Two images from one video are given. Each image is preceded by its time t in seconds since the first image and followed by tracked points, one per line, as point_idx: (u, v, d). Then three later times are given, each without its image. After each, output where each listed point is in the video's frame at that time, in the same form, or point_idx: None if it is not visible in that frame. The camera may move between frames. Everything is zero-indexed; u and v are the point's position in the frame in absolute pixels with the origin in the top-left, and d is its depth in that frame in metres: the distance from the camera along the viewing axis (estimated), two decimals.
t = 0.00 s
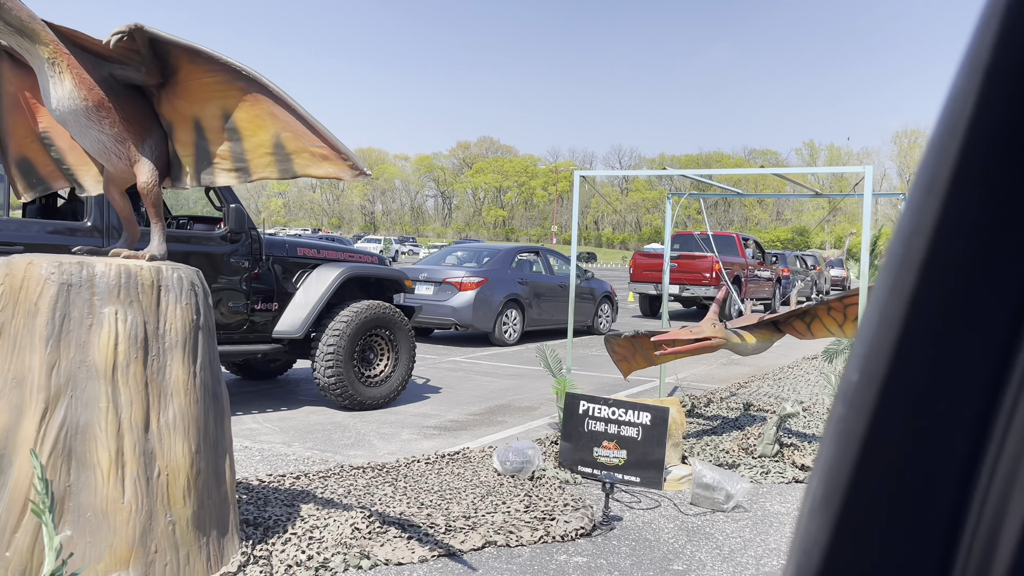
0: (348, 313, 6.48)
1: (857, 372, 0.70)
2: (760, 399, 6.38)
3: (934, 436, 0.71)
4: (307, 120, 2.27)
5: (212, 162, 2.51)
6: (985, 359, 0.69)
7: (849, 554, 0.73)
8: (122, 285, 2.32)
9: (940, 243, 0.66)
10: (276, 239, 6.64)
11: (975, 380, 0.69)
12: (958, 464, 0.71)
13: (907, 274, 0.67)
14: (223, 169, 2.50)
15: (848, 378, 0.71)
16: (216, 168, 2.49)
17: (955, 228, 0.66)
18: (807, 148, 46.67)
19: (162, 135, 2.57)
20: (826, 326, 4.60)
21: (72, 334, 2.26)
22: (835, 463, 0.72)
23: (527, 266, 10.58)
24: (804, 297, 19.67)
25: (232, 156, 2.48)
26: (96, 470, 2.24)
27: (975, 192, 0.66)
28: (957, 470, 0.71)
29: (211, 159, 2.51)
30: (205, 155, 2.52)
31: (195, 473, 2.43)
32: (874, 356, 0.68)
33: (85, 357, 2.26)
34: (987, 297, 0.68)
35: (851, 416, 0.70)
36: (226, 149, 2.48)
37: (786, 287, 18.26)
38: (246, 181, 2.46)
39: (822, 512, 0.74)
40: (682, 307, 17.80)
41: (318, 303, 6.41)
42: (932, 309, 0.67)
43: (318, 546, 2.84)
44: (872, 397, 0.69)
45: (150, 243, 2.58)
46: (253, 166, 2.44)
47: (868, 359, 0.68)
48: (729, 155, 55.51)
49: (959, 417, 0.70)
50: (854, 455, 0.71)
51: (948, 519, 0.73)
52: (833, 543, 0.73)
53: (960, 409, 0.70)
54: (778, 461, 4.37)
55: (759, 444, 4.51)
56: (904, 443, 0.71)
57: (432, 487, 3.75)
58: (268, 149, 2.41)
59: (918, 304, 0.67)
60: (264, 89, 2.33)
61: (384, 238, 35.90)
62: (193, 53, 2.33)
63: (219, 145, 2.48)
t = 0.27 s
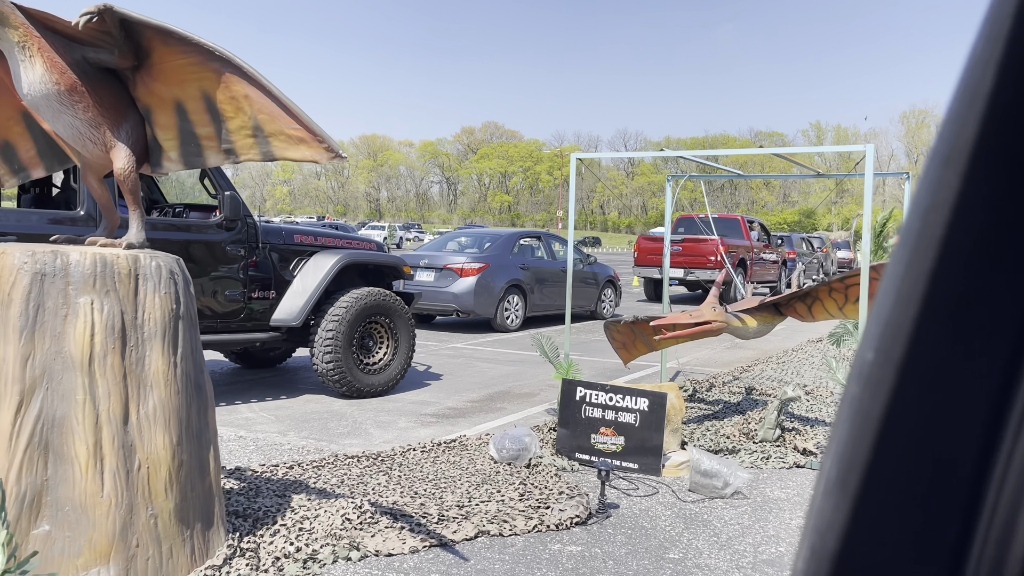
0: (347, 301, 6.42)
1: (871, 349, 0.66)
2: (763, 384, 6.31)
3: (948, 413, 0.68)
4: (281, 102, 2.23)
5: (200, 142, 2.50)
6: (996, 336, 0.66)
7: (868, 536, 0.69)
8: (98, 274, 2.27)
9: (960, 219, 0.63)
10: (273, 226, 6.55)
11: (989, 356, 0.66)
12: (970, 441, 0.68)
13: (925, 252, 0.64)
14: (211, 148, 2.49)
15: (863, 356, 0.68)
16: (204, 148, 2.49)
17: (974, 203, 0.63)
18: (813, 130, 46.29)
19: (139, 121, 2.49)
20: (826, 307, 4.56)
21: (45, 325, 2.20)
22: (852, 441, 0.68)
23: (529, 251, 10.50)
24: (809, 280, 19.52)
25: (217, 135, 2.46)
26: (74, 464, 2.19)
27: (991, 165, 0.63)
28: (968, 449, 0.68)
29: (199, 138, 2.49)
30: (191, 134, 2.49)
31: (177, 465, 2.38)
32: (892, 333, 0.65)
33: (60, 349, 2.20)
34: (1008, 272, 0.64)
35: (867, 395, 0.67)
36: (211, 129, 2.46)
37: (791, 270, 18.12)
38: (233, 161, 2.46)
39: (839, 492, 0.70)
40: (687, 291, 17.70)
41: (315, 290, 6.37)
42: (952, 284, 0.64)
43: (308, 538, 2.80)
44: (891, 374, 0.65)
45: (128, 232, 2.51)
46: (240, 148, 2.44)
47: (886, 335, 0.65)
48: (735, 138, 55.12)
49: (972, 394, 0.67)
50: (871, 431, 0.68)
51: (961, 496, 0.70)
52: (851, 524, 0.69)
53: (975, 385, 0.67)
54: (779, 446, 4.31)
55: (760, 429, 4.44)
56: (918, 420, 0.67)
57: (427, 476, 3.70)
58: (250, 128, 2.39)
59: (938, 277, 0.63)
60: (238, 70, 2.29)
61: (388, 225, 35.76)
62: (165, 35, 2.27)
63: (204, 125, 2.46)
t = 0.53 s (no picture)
0: (345, 291, 6.38)
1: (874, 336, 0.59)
2: (764, 374, 6.26)
3: (951, 407, 0.60)
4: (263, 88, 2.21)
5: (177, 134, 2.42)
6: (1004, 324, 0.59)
7: (866, 537, 0.62)
8: (80, 265, 2.23)
9: (964, 204, 0.56)
10: (271, 216, 6.49)
11: (995, 347, 0.59)
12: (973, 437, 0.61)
13: (929, 238, 0.56)
14: (188, 140, 2.40)
15: (862, 345, 0.60)
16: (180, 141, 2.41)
17: (983, 178, 0.55)
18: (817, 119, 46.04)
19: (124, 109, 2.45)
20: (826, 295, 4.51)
21: (27, 316, 2.16)
22: (852, 435, 0.60)
23: (530, 240, 10.45)
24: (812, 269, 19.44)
25: (196, 127, 2.39)
26: (57, 457, 2.16)
27: (1002, 135, 0.56)
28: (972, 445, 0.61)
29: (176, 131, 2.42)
30: (170, 126, 2.42)
31: (163, 458, 2.35)
32: (894, 320, 0.57)
33: (42, 340, 2.17)
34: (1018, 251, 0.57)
35: (870, 387, 0.59)
36: (190, 120, 2.39)
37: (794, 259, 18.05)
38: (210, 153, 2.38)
39: (838, 485, 0.62)
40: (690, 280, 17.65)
41: (313, 280, 6.36)
42: (959, 265, 0.57)
43: (298, 530, 2.77)
44: (893, 365, 0.58)
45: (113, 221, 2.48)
46: (217, 139, 2.36)
47: (888, 322, 0.58)
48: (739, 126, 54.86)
49: (976, 387, 0.60)
50: (872, 427, 0.60)
51: (962, 497, 0.62)
52: (852, 518, 0.62)
53: (980, 378, 0.60)
54: (778, 437, 4.27)
55: (759, 419, 4.40)
56: (920, 414, 0.60)
57: (422, 467, 3.67)
58: (229, 117, 2.33)
59: (944, 257, 0.56)
60: (220, 55, 2.26)
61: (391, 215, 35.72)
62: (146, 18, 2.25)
63: (183, 116, 2.39)
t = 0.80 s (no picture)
0: (343, 284, 6.36)
1: (863, 334, 0.56)
2: (762, 370, 6.24)
3: (939, 401, 0.58)
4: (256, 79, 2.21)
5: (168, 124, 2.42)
6: (993, 315, 0.57)
7: (854, 536, 0.59)
8: (69, 256, 2.21)
9: (957, 199, 0.53)
10: (269, 209, 6.48)
11: (984, 339, 0.57)
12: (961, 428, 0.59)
13: (919, 235, 0.54)
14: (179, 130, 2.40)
15: (850, 341, 0.57)
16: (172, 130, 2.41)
17: (977, 169, 0.53)
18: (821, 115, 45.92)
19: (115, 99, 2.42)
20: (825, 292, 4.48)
21: (15, 308, 2.15)
22: (842, 434, 0.57)
23: (530, 235, 10.41)
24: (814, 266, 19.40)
25: (188, 117, 2.39)
26: (44, 449, 2.14)
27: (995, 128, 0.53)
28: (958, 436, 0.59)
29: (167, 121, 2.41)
30: (159, 116, 2.41)
31: (152, 451, 2.33)
32: (885, 317, 0.55)
33: (30, 332, 2.16)
34: (1009, 243, 0.55)
35: (862, 384, 0.56)
36: (181, 109, 2.39)
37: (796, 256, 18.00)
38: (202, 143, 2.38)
39: (827, 483, 0.59)
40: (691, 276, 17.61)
41: (311, 273, 6.33)
42: (952, 258, 0.54)
43: (289, 524, 2.75)
44: (884, 362, 0.55)
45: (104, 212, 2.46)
46: (210, 129, 2.37)
47: (879, 319, 0.55)
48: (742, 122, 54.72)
49: (962, 382, 0.58)
50: (862, 425, 0.57)
51: (953, 492, 0.60)
52: (840, 517, 0.59)
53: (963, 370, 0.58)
54: (775, 434, 4.25)
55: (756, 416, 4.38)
56: (909, 410, 0.58)
57: (417, 462, 3.65)
58: (221, 107, 2.34)
59: (938, 250, 0.53)
60: (211, 45, 2.26)
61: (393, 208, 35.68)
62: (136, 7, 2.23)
63: (173, 106, 2.39)
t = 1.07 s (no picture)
0: (343, 279, 6.36)
1: (884, 339, 0.56)
2: (761, 371, 6.24)
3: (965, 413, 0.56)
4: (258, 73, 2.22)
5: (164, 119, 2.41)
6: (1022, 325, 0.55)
7: (870, 542, 0.58)
8: (68, 248, 2.21)
9: (980, 205, 0.52)
10: (269, 203, 6.47)
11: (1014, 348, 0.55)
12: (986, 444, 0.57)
13: (942, 244, 0.53)
14: (176, 125, 2.40)
15: (872, 346, 0.57)
16: (168, 125, 2.40)
17: (1001, 176, 0.52)
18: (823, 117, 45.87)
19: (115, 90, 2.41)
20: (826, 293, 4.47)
21: (14, 299, 2.15)
22: (858, 436, 0.57)
23: (530, 232, 10.40)
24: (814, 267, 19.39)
25: (186, 112, 2.38)
26: (41, 441, 2.14)
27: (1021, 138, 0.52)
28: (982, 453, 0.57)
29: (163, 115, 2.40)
30: (157, 111, 2.40)
31: (149, 445, 2.32)
32: (905, 323, 0.54)
33: (29, 323, 2.16)
34: None
35: (877, 387, 0.56)
36: (179, 104, 2.38)
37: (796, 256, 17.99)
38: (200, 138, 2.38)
39: (843, 486, 0.58)
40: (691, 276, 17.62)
41: (311, 268, 6.32)
42: (975, 268, 0.53)
43: (286, 520, 2.75)
44: (902, 367, 0.54)
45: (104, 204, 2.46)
46: (211, 123, 2.39)
47: (899, 324, 0.54)
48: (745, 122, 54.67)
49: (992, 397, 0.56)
50: (879, 431, 0.56)
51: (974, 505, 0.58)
52: (855, 522, 0.58)
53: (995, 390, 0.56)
54: (773, 435, 4.25)
55: (755, 417, 4.38)
56: (930, 417, 0.56)
57: (414, 458, 3.65)
58: (221, 102, 2.34)
59: (959, 258, 0.53)
60: (212, 39, 2.26)
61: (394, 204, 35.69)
62: None
63: (171, 100, 2.38)
